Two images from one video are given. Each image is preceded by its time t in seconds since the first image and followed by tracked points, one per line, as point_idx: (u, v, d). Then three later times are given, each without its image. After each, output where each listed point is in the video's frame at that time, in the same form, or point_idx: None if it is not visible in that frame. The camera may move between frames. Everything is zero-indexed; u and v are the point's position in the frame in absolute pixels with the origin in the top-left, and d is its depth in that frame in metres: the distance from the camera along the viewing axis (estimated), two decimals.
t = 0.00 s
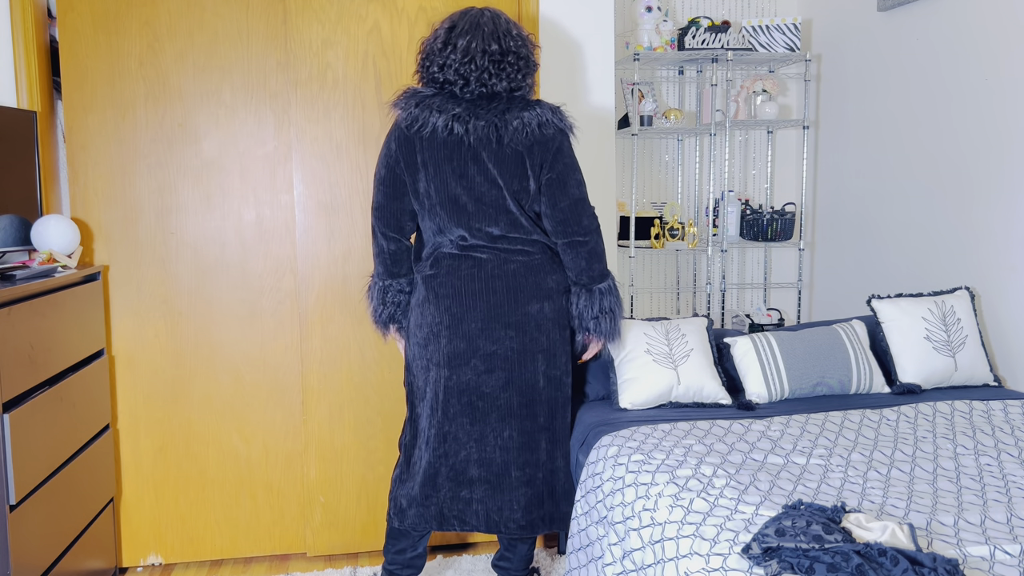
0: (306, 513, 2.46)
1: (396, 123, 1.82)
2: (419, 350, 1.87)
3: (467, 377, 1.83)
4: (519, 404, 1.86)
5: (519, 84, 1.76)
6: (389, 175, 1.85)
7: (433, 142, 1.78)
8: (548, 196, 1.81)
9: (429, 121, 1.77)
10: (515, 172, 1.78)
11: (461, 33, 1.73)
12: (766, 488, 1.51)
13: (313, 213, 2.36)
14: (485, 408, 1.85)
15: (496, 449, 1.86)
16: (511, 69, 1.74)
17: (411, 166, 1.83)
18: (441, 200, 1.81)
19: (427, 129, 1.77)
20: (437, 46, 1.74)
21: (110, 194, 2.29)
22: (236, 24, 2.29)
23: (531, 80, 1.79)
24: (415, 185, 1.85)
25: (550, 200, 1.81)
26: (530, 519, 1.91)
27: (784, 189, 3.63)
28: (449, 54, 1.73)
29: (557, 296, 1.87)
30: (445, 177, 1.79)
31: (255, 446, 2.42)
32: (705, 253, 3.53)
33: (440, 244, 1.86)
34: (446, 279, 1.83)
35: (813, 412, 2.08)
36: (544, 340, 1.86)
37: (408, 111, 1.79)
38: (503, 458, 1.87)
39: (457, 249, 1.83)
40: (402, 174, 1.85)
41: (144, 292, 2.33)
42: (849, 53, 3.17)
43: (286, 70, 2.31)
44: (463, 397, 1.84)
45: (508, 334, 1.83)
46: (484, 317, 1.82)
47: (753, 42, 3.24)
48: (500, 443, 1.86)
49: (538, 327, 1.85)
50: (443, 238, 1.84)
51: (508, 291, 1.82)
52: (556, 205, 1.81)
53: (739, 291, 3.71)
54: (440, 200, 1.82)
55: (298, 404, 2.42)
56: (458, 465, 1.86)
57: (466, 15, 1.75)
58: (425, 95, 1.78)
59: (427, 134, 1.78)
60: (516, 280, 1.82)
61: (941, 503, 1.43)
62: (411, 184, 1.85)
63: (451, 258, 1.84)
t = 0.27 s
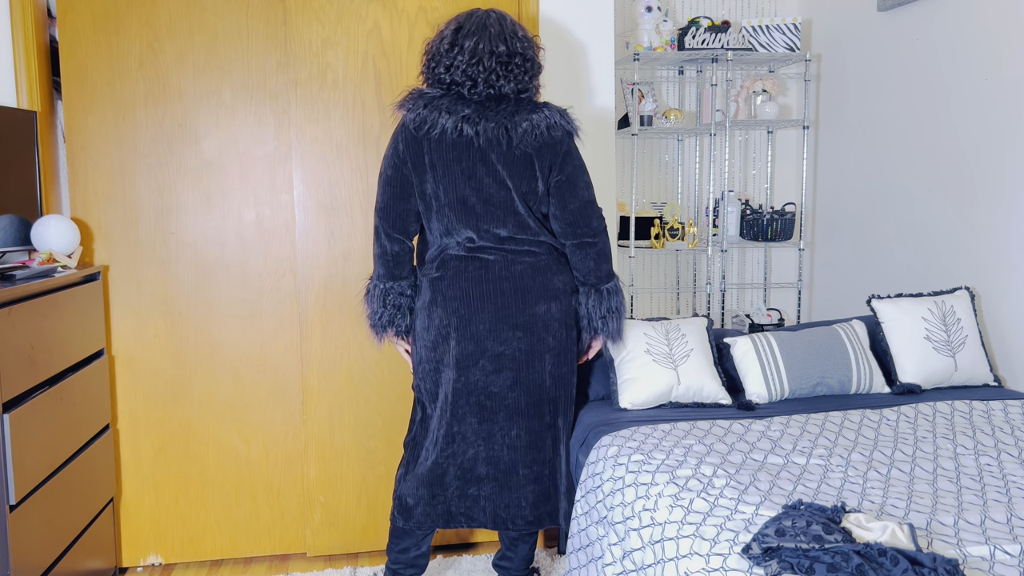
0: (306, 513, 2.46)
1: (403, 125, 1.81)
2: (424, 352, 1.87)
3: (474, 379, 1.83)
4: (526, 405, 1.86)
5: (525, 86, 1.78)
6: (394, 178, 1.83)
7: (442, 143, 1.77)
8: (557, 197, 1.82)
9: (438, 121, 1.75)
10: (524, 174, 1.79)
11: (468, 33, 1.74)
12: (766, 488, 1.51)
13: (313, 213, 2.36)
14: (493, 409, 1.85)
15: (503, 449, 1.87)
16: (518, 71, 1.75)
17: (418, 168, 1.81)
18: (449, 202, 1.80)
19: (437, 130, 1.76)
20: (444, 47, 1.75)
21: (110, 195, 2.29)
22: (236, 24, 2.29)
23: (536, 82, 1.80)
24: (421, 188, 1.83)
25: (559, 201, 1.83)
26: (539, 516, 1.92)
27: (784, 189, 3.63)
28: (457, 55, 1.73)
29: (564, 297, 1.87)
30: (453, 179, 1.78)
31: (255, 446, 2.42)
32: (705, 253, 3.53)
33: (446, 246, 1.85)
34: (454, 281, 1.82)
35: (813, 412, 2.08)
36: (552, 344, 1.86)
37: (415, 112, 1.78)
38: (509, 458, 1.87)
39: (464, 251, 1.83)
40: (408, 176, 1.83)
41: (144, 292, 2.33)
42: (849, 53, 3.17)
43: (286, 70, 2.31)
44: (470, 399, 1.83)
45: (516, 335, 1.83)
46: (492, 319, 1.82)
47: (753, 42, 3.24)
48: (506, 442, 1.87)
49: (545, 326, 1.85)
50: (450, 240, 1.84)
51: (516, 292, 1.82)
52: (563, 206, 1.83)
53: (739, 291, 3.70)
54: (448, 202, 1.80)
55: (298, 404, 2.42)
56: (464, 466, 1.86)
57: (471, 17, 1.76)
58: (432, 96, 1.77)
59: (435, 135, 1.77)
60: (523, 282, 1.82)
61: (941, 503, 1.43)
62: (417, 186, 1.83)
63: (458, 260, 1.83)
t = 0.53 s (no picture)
0: (306, 513, 2.46)
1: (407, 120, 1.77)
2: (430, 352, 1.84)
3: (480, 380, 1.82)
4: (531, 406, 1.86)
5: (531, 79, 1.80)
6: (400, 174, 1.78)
7: (452, 135, 1.75)
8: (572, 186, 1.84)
9: (454, 113, 1.74)
10: (535, 166, 1.79)
11: (472, 25, 1.75)
12: (766, 488, 1.51)
13: (313, 213, 2.36)
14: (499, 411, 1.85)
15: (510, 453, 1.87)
16: (523, 64, 1.78)
17: (428, 162, 1.77)
18: (459, 196, 1.78)
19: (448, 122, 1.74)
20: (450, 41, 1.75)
21: (110, 195, 2.29)
22: (236, 24, 2.29)
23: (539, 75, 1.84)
24: (429, 181, 1.79)
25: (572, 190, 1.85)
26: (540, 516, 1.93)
27: (784, 189, 3.63)
28: (462, 48, 1.74)
29: (567, 299, 1.87)
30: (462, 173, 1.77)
31: (255, 446, 2.42)
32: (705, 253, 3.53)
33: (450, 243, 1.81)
34: (461, 282, 1.80)
35: (813, 412, 2.08)
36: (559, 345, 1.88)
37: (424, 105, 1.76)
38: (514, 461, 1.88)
39: (473, 249, 1.80)
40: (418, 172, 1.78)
41: (144, 292, 2.33)
42: (849, 52, 3.17)
43: (286, 70, 2.31)
44: (475, 400, 1.83)
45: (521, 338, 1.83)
46: (499, 320, 1.82)
47: (753, 42, 3.24)
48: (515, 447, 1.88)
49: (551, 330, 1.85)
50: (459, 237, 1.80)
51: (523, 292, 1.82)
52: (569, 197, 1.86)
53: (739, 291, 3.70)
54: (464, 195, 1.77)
55: (298, 404, 2.42)
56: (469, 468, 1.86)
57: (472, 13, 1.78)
58: (442, 90, 1.76)
59: (451, 127, 1.74)
60: (530, 284, 1.82)
61: (941, 503, 1.43)
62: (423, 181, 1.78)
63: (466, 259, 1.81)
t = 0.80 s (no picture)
0: (306, 514, 2.46)
1: (413, 115, 1.71)
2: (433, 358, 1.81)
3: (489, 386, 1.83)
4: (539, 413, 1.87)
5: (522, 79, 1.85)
6: (411, 171, 1.70)
7: (466, 134, 1.74)
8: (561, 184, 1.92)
9: (467, 109, 1.72)
10: (534, 165, 1.82)
11: (475, 22, 1.74)
12: (766, 488, 1.51)
13: (313, 213, 2.36)
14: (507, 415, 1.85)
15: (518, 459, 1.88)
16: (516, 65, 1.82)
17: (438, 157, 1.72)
18: (467, 197, 1.76)
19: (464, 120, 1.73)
20: (456, 36, 1.73)
21: (110, 194, 2.29)
22: (236, 24, 2.29)
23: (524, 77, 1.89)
24: (438, 178, 1.73)
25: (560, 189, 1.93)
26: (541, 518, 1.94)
27: (784, 189, 3.63)
28: (468, 44, 1.73)
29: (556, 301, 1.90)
30: (473, 172, 1.75)
31: (255, 446, 2.42)
32: (705, 253, 3.53)
33: (455, 244, 1.79)
34: (468, 285, 1.79)
35: (813, 412, 2.08)
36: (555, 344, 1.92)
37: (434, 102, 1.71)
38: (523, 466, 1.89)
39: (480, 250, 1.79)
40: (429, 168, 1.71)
41: (143, 292, 2.33)
42: (849, 52, 3.17)
43: (286, 70, 2.31)
44: (482, 407, 1.83)
45: (525, 341, 1.84)
46: (504, 323, 1.81)
47: (753, 42, 3.24)
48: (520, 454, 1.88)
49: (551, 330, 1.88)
50: (466, 238, 1.78)
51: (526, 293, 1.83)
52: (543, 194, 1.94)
53: (740, 291, 3.70)
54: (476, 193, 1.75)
55: (298, 404, 2.42)
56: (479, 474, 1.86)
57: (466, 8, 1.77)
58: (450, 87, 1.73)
59: (465, 124, 1.73)
60: (529, 286, 1.83)
61: (941, 503, 1.43)
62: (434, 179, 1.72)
63: (469, 259, 1.79)
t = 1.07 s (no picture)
0: (306, 514, 2.46)
1: (426, 116, 1.56)
2: (428, 375, 1.67)
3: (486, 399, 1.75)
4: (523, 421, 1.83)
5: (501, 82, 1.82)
6: (429, 176, 1.54)
7: (478, 136, 1.62)
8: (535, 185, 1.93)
9: (479, 111, 1.63)
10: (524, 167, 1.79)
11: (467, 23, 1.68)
12: (766, 488, 1.51)
13: (312, 213, 2.36)
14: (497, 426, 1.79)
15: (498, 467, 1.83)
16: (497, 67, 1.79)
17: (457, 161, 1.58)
18: (475, 202, 1.65)
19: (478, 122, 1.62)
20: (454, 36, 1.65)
21: (110, 194, 2.29)
22: (236, 24, 2.29)
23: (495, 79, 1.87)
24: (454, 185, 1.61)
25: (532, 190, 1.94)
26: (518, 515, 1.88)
27: (784, 189, 3.63)
28: (465, 45, 1.66)
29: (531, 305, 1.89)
30: (481, 177, 1.64)
31: (255, 446, 2.42)
32: (705, 253, 3.53)
33: (460, 253, 1.66)
34: (479, 294, 1.68)
35: (813, 412, 2.08)
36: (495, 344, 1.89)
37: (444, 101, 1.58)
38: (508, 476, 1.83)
39: (490, 257, 1.69)
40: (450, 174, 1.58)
41: (143, 292, 2.33)
42: (849, 52, 3.17)
43: (286, 70, 2.31)
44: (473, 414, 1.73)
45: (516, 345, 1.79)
46: (506, 331, 1.74)
47: (753, 42, 3.24)
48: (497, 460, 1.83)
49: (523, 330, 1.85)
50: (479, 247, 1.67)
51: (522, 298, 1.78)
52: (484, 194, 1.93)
53: (740, 291, 3.70)
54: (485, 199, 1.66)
55: (298, 404, 2.42)
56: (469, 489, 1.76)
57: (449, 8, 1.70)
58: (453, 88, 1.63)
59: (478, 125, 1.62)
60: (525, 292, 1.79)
61: (941, 503, 1.43)
62: (449, 185, 1.57)
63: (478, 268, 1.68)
